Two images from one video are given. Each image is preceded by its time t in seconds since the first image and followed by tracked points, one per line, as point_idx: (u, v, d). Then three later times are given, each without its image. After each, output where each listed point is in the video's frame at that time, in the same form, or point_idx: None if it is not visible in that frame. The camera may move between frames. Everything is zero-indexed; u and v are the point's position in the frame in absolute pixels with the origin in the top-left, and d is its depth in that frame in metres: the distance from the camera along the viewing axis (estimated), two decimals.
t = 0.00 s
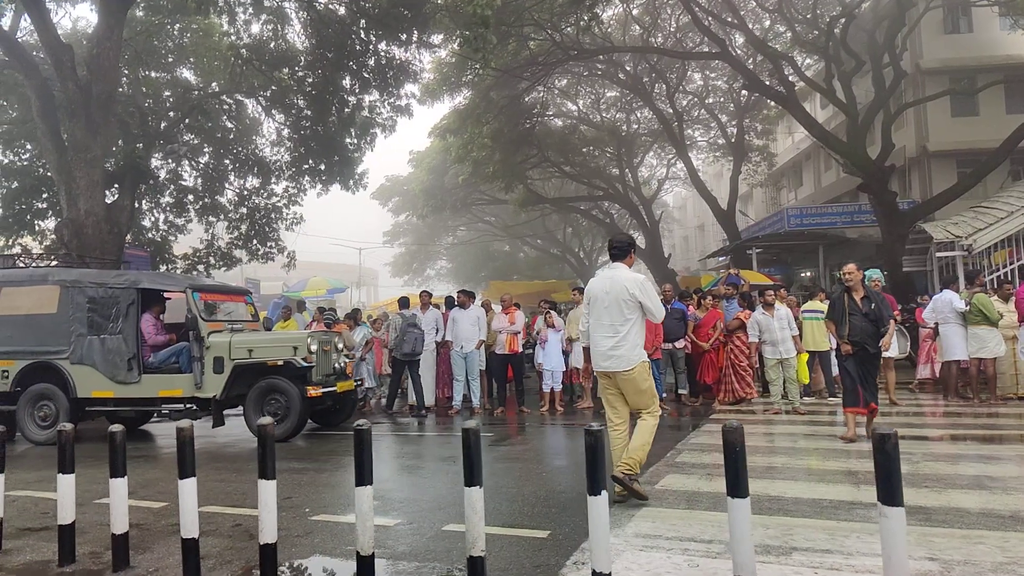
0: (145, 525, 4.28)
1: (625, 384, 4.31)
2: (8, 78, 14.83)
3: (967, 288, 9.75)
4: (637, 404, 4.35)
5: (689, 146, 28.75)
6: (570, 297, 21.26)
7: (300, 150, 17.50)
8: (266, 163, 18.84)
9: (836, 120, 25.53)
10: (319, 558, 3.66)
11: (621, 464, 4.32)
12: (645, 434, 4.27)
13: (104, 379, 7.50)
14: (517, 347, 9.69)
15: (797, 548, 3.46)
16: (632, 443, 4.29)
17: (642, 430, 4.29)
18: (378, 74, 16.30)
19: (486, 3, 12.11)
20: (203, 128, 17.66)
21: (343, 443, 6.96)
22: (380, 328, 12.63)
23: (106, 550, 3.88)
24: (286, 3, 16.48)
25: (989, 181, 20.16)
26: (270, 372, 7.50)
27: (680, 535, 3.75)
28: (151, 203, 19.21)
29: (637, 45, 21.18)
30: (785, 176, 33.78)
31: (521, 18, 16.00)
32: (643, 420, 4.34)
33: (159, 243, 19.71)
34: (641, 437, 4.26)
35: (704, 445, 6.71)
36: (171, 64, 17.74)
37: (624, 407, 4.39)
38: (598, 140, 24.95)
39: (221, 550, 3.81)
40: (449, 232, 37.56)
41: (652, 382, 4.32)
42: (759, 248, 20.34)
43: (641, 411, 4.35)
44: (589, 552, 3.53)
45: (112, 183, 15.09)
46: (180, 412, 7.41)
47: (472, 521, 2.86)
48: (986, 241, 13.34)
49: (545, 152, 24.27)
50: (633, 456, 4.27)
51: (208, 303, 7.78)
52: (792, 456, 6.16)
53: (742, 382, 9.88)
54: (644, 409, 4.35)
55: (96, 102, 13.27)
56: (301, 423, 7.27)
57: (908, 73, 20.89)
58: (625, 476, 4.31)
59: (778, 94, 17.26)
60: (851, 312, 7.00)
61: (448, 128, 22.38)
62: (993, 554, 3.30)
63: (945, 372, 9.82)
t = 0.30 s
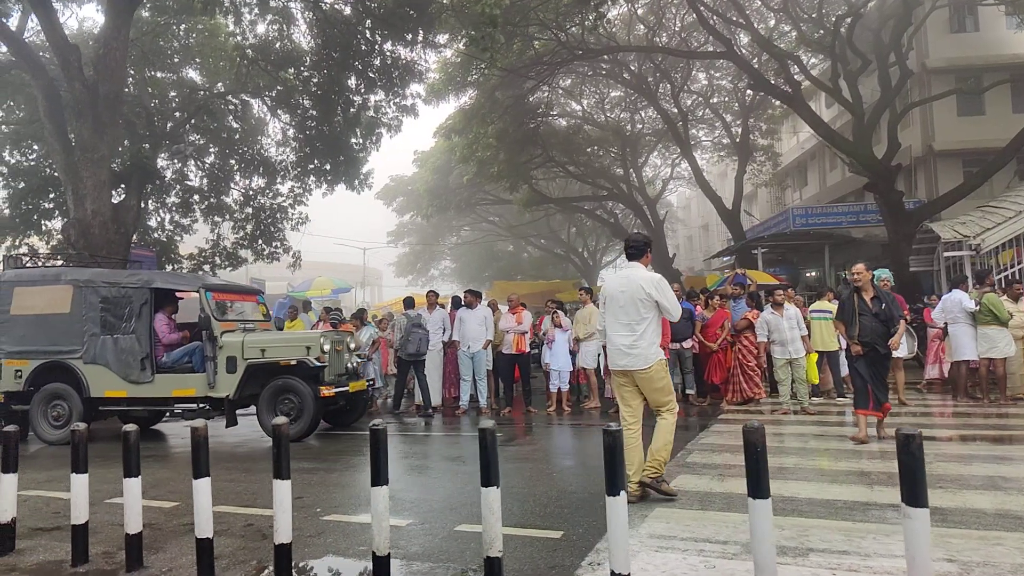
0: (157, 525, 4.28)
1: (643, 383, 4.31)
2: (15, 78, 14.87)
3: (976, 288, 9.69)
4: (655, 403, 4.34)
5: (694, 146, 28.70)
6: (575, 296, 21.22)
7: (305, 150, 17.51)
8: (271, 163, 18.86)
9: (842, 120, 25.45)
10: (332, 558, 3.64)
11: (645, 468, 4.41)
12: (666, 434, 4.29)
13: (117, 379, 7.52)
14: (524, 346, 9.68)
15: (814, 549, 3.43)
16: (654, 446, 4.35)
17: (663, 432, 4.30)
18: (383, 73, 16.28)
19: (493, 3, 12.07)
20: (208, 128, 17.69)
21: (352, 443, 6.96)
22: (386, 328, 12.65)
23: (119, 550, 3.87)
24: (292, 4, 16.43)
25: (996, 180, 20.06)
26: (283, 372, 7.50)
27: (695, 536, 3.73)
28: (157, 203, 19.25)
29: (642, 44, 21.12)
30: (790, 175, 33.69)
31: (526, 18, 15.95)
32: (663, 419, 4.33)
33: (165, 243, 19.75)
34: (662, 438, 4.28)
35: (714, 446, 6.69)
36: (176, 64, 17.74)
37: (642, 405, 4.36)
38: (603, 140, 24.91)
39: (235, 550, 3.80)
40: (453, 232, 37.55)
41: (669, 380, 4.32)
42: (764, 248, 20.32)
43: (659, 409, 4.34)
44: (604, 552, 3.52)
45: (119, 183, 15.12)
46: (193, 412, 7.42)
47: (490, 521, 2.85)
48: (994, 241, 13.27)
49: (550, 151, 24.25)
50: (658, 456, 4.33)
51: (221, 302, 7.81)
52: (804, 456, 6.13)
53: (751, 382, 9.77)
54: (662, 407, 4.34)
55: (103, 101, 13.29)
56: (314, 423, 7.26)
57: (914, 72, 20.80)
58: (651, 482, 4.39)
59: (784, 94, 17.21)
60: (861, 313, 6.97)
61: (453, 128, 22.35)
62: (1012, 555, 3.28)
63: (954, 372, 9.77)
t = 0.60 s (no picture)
0: (169, 526, 4.27)
1: (660, 382, 4.30)
2: (22, 79, 14.89)
3: (985, 288, 9.65)
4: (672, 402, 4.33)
5: (699, 146, 28.64)
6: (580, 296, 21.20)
7: (311, 151, 17.50)
8: (277, 163, 18.88)
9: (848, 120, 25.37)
10: (345, 558, 3.63)
11: (672, 472, 4.54)
12: (685, 436, 4.31)
13: (130, 379, 7.52)
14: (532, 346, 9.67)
15: (832, 551, 3.41)
16: (674, 448, 4.45)
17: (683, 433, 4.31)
18: (389, 74, 16.25)
19: (502, 2, 12.03)
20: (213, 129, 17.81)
21: (361, 444, 6.96)
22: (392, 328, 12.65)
23: (131, 550, 3.86)
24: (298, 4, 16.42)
25: (1003, 179, 19.96)
26: (296, 372, 7.49)
27: (710, 537, 3.71)
28: (163, 204, 19.29)
29: (646, 44, 21.08)
30: (795, 175, 33.61)
31: (531, 18, 15.89)
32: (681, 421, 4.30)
33: (171, 244, 19.79)
34: (683, 440, 4.31)
35: (725, 445, 6.65)
36: (182, 64, 17.76)
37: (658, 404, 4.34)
38: (607, 139, 24.87)
39: (248, 550, 3.79)
40: (457, 232, 37.53)
41: (687, 378, 4.31)
42: (770, 248, 20.28)
43: (675, 410, 4.33)
44: (619, 553, 3.50)
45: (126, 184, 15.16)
46: (206, 411, 7.42)
47: (507, 521, 2.83)
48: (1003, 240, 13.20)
49: (555, 152, 24.23)
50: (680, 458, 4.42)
51: (234, 302, 7.83)
52: (814, 457, 6.10)
53: (759, 382, 9.75)
54: (679, 408, 4.33)
55: (110, 102, 13.32)
56: (327, 423, 7.27)
57: (920, 71, 20.73)
58: (679, 486, 4.53)
59: (790, 93, 17.15)
60: (871, 313, 6.95)
61: (458, 129, 22.34)
62: None
63: (964, 372, 9.72)
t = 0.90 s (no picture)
0: (180, 526, 4.26)
1: (675, 383, 4.30)
2: (27, 79, 14.89)
3: (994, 288, 9.61)
4: (686, 403, 4.30)
5: (702, 146, 28.59)
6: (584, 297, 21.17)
7: (315, 151, 17.46)
8: (281, 163, 18.88)
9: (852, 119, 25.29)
10: (357, 559, 3.62)
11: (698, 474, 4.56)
12: (702, 437, 4.31)
13: (142, 379, 7.52)
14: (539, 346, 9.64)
15: (847, 552, 3.39)
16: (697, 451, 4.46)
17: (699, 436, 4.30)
18: (393, 73, 16.21)
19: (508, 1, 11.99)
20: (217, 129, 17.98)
21: (369, 444, 6.94)
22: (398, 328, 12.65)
23: (144, 551, 3.86)
24: (302, 4, 16.40)
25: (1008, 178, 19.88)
26: (309, 371, 7.49)
27: (724, 538, 3.70)
28: (168, 204, 19.31)
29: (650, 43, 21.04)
30: (799, 174, 33.53)
31: (536, 18, 15.82)
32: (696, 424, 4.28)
33: (175, 244, 19.81)
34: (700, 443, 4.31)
35: (734, 446, 6.62)
36: (187, 64, 17.76)
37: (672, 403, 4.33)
38: (610, 139, 24.84)
39: (260, 551, 3.78)
40: (460, 232, 37.51)
41: (701, 379, 4.31)
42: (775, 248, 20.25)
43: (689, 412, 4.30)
44: (633, 554, 3.48)
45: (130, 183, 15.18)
46: (218, 412, 7.40)
47: (523, 522, 2.82)
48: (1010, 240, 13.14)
49: (559, 151, 24.17)
50: (701, 460, 4.48)
51: (246, 302, 7.82)
52: (825, 457, 6.07)
53: (766, 382, 9.69)
54: (692, 410, 4.31)
55: (115, 102, 13.33)
56: (338, 424, 7.26)
57: (925, 70, 20.66)
58: (706, 488, 4.56)
59: (796, 92, 17.09)
60: (880, 312, 6.92)
61: (462, 128, 22.32)
62: None
63: (972, 372, 9.68)
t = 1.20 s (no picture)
0: (191, 527, 4.24)
1: (690, 384, 4.28)
2: (32, 81, 14.89)
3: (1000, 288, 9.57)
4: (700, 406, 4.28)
5: (705, 146, 28.56)
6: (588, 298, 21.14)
7: (318, 152, 17.44)
8: (284, 164, 18.88)
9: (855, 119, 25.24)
10: (370, 562, 3.60)
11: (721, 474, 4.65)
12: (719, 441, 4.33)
13: (153, 380, 7.51)
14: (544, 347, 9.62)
15: (863, 553, 3.37)
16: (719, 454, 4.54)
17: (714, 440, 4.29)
18: (397, 74, 16.22)
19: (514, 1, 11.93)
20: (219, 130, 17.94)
21: (376, 446, 6.93)
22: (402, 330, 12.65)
23: (155, 553, 3.84)
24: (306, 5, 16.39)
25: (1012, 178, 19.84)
26: (321, 372, 7.48)
27: (738, 539, 3.67)
28: (172, 206, 19.32)
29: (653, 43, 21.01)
30: (802, 174, 33.49)
31: (540, 18, 15.77)
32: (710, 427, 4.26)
33: (179, 245, 19.80)
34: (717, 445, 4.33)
35: (743, 447, 6.59)
36: (190, 66, 17.62)
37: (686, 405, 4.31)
38: (613, 139, 24.82)
39: (271, 553, 3.77)
40: (462, 233, 37.49)
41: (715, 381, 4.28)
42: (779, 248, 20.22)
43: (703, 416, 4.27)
44: (647, 556, 3.46)
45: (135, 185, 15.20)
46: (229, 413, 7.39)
47: (539, 524, 2.80)
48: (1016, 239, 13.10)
49: (562, 152, 24.13)
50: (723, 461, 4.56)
51: (257, 303, 7.81)
52: (834, 457, 6.04)
53: (773, 383, 9.63)
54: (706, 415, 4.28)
55: (120, 106, 13.34)
56: (351, 425, 7.25)
57: (928, 70, 20.62)
58: (729, 486, 4.67)
59: (801, 92, 17.04)
60: (888, 311, 6.89)
61: (465, 129, 22.31)
62: None
63: (979, 372, 9.64)
